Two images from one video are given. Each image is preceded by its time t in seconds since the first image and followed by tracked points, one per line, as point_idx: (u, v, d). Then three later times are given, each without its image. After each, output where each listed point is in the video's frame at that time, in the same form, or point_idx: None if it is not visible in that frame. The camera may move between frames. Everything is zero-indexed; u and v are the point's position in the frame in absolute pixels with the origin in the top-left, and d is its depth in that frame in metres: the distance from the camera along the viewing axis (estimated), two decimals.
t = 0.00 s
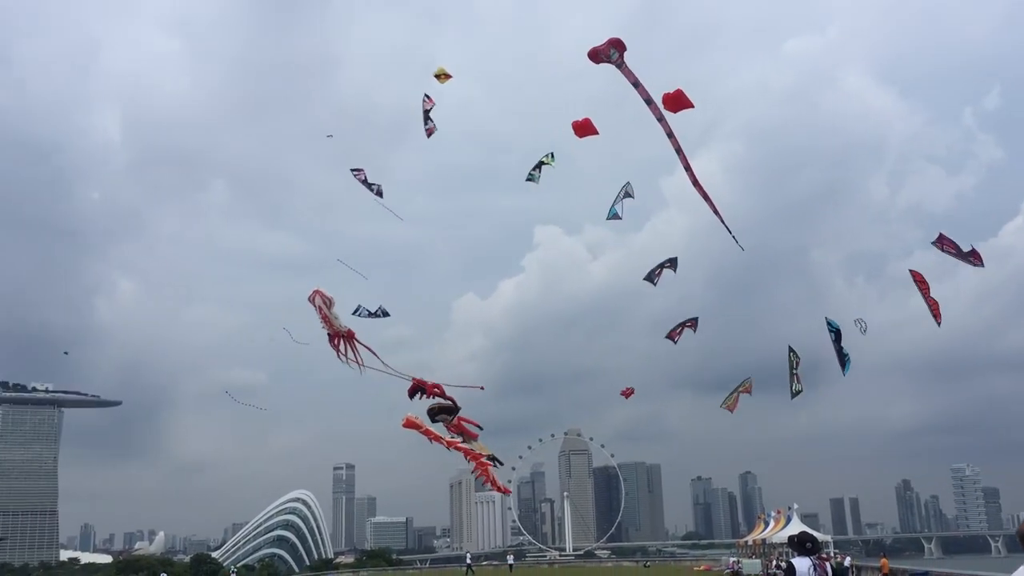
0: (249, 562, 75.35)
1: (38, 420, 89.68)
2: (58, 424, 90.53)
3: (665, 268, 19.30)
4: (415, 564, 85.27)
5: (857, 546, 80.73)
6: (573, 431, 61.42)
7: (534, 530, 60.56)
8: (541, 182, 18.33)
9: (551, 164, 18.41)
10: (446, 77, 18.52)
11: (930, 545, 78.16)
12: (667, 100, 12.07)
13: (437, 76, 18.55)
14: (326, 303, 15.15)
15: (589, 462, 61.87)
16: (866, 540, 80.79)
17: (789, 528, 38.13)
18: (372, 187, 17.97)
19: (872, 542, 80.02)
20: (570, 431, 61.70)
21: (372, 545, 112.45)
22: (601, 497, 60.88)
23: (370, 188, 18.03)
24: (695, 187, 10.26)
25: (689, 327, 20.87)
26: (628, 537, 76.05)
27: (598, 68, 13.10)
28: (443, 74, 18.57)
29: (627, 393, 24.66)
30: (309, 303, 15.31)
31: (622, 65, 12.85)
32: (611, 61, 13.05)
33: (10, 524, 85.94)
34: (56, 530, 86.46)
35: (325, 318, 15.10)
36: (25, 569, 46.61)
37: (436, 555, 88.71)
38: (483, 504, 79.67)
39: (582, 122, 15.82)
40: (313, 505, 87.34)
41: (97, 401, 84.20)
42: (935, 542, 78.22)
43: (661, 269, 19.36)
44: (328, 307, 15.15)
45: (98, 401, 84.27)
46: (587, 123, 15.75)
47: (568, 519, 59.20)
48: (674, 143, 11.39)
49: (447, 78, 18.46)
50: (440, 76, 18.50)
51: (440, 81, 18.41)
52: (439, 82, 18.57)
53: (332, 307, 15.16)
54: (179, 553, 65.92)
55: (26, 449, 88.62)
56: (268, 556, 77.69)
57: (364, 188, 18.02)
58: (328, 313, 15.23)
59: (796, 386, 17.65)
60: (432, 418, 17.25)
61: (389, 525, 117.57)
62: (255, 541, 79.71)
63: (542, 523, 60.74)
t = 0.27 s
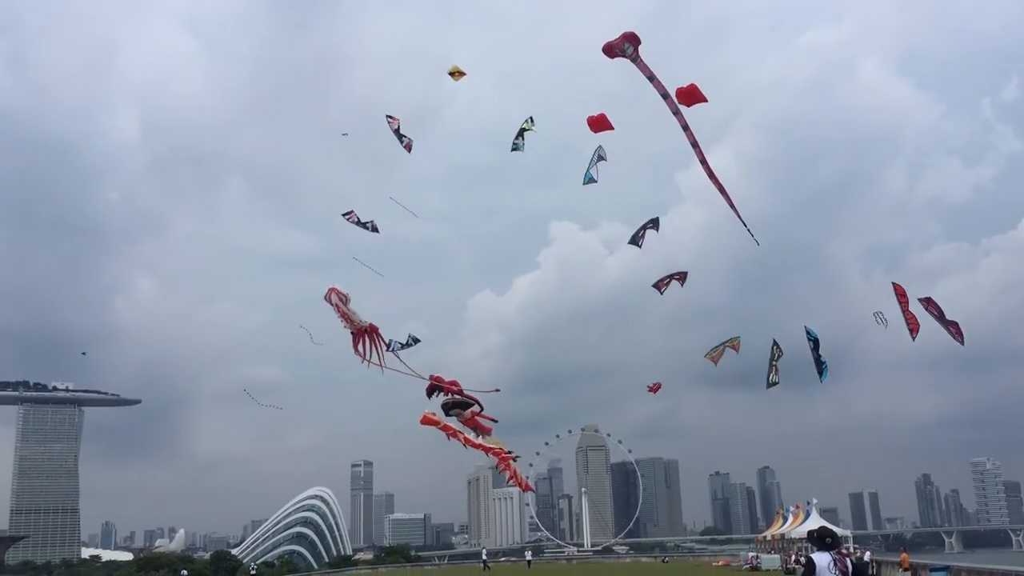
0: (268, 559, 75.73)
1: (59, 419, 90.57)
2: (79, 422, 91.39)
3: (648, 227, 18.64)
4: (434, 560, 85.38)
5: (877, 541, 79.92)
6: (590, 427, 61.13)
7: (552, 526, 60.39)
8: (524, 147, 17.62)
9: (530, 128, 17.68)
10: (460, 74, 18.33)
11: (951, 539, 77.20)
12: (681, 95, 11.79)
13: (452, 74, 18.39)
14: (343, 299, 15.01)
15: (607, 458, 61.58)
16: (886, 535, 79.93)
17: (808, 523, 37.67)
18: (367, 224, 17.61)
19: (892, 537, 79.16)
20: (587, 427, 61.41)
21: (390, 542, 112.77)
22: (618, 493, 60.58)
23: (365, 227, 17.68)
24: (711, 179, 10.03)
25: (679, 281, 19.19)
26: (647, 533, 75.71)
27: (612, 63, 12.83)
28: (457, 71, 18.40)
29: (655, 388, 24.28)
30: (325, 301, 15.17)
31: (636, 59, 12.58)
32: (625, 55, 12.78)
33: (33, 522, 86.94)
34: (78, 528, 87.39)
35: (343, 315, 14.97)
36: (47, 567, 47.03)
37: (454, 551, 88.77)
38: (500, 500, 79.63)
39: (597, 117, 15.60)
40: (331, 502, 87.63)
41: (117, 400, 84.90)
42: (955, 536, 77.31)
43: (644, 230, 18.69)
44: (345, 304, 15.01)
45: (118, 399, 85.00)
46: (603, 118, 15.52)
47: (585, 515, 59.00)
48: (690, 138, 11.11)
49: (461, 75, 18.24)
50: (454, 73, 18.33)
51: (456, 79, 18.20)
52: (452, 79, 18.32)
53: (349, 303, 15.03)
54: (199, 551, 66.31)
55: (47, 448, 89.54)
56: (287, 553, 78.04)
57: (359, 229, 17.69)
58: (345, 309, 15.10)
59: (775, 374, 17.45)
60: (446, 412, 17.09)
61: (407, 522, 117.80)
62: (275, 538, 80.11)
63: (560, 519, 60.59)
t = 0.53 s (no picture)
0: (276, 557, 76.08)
1: (67, 418, 90.96)
2: (87, 421, 91.76)
3: (621, 187, 18.32)
4: (441, 557, 85.55)
5: (885, 537, 79.66)
6: (597, 424, 61.05)
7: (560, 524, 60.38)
8: (494, 127, 17.24)
9: (493, 103, 17.34)
10: (466, 71, 18.35)
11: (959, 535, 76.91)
12: (685, 91, 11.75)
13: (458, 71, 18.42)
14: (347, 296, 14.97)
15: (614, 455, 61.53)
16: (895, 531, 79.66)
17: (817, 520, 37.54)
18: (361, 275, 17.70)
19: (901, 533, 78.89)
20: (594, 424, 61.32)
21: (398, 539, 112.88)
22: (626, 489, 60.57)
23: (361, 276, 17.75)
24: (720, 174, 9.99)
25: (666, 241, 18.20)
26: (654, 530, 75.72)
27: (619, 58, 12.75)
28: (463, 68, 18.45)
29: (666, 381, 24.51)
30: (329, 299, 15.14)
31: (644, 55, 12.50)
32: (632, 50, 12.70)
33: (42, 520, 87.39)
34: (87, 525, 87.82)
35: (349, 311, 14.93)
36: (56, 565, 47.26)
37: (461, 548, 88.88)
38: (507, 497, 79.73)
39: (604, 113, 15.50)
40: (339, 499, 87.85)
41: (125, 398, 85.17)
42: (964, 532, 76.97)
43: (616, 190, 18.37)
44: (351, 300, 14.98)
45: (126, 398, 85.32)
46: (609, 115, 15.43)
47: (592, 512, 59.02)
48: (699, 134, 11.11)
49: (467, 73, 18.23)
50: (459, 71, 18.31)
51: (461, 76, 18.24)
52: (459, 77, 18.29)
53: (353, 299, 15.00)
54: (207, 549, 66.54)
55: (56, 446, 89.98)
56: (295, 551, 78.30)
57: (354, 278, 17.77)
58: (350, 306, 15.08)
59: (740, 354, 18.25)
60: (450, 407, 17.06)
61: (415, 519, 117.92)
62: (282, 536, 80.37)
63: (567, 516, 60.64)
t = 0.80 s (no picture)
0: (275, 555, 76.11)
1: (65, 416, 90.87)
2: (85, 420, 91.70)
3: (578, 149, 18.54)
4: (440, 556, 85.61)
5: (884, 534, 79.80)
6: (596, 422, 61.06)
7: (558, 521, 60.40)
8: (451, 124, 18.20)
9: (444, 103, 18.52)
10: (464, 71, 18.40)
11: (957, 533, 77.10)
12: (681, 88, 11.76)
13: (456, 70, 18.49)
14: (341, 294, 15.01)
15: (613, 453, 61.55)
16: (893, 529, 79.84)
17: (815, 517, 37.59)
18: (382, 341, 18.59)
19: (899, 531, 79.07)
20: (593, 422, 61.34)
21: (396, 537, 112.87)
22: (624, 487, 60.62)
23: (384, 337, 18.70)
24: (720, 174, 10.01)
25: (641, 200, 18.55)
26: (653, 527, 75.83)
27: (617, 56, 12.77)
28: (460, 67, 18.52)
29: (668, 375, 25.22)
30: (324, 297, 15.19)
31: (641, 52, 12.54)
32: (630, 49, 12.73)
33: (40, 519, 87.36)
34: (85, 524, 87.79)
35: (343, 309, 14.97)
36: (55, 563, 47.27)
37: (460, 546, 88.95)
38: (506, 495, 79.94)
39: (603, 111, 15.53)
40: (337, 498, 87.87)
41: (123, 397, 85.10)
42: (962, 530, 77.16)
43: (576, 152, 18.57)
44: (344, 297, 15.01)
45: (124, 397, 85.24)
46: (608, 113, 15.47)
47: (591, 509, 59.05)
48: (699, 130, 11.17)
49: (464, 72, 18.29)
50: (457, 70, 18.36)
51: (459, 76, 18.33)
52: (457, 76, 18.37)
53: (347, 296, 15.03)
54: (206, 547, 66.59)
55: (54, 444, 89.96)
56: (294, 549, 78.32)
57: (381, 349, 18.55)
58: (345, 303, 15.12)
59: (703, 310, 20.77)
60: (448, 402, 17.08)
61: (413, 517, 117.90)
62: (281, 534, 80.41)
63: (566, 514, 60.66)
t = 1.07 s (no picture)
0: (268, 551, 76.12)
1: (58, 413, 90.60)
2: (78, 416, 91.50)
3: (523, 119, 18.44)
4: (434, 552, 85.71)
5: (876, 530, 80.16)
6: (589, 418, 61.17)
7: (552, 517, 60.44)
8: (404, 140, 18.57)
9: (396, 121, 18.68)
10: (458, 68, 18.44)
11: (949, 529, 77.53)
12: (674, 84, 11.79)
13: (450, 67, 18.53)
14: (328, 289, 15.02)
15: (606, 449, 61.66)
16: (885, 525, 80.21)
17: (808, 514, 37.71)
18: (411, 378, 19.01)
19: (891, 526, 79.46)
20: (587, 418, 61.45)
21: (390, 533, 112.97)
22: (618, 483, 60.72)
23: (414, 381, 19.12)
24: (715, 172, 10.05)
25: (607, 158, 18.38)
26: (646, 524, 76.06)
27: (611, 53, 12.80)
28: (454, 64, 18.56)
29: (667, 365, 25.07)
30: (311, 293, 15.21)
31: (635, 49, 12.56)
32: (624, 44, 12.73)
33: (33, 515, 87.21)
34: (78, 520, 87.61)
35: (331, 304, 14.99)
36: (47, 559, 47.18)
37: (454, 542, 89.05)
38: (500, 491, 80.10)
39: (598, 108, 15.55)
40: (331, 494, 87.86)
41: (116, 393, 84.88)
42: (954, 526, 77.57)
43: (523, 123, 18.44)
44: (331, 293, 15.02)
45: (117, 392, 85.01)
46: (603, 109, 15.49)
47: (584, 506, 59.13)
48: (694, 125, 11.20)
49: (458, 69, 18.31)
50: (451, 67, 18.37)
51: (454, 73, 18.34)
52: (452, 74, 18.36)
53: (334, 292, 15.04)
54: (199, 543, 66.55)
55: (47, 441, 89.73)
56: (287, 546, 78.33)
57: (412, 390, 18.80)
58: (332, 299, 15.13)
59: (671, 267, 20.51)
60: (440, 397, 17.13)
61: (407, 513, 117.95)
62: (275, 530, 80.42)
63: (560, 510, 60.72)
